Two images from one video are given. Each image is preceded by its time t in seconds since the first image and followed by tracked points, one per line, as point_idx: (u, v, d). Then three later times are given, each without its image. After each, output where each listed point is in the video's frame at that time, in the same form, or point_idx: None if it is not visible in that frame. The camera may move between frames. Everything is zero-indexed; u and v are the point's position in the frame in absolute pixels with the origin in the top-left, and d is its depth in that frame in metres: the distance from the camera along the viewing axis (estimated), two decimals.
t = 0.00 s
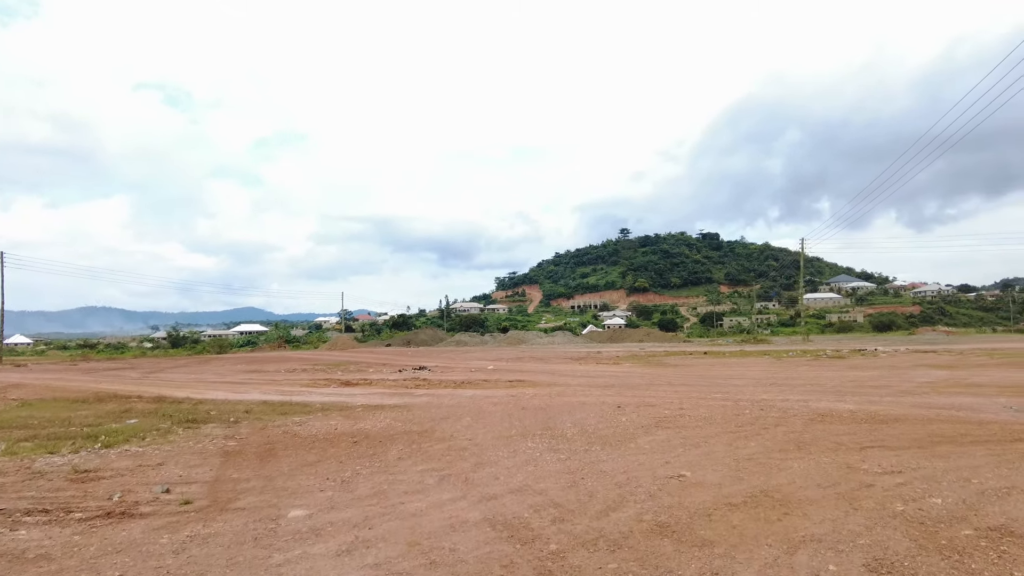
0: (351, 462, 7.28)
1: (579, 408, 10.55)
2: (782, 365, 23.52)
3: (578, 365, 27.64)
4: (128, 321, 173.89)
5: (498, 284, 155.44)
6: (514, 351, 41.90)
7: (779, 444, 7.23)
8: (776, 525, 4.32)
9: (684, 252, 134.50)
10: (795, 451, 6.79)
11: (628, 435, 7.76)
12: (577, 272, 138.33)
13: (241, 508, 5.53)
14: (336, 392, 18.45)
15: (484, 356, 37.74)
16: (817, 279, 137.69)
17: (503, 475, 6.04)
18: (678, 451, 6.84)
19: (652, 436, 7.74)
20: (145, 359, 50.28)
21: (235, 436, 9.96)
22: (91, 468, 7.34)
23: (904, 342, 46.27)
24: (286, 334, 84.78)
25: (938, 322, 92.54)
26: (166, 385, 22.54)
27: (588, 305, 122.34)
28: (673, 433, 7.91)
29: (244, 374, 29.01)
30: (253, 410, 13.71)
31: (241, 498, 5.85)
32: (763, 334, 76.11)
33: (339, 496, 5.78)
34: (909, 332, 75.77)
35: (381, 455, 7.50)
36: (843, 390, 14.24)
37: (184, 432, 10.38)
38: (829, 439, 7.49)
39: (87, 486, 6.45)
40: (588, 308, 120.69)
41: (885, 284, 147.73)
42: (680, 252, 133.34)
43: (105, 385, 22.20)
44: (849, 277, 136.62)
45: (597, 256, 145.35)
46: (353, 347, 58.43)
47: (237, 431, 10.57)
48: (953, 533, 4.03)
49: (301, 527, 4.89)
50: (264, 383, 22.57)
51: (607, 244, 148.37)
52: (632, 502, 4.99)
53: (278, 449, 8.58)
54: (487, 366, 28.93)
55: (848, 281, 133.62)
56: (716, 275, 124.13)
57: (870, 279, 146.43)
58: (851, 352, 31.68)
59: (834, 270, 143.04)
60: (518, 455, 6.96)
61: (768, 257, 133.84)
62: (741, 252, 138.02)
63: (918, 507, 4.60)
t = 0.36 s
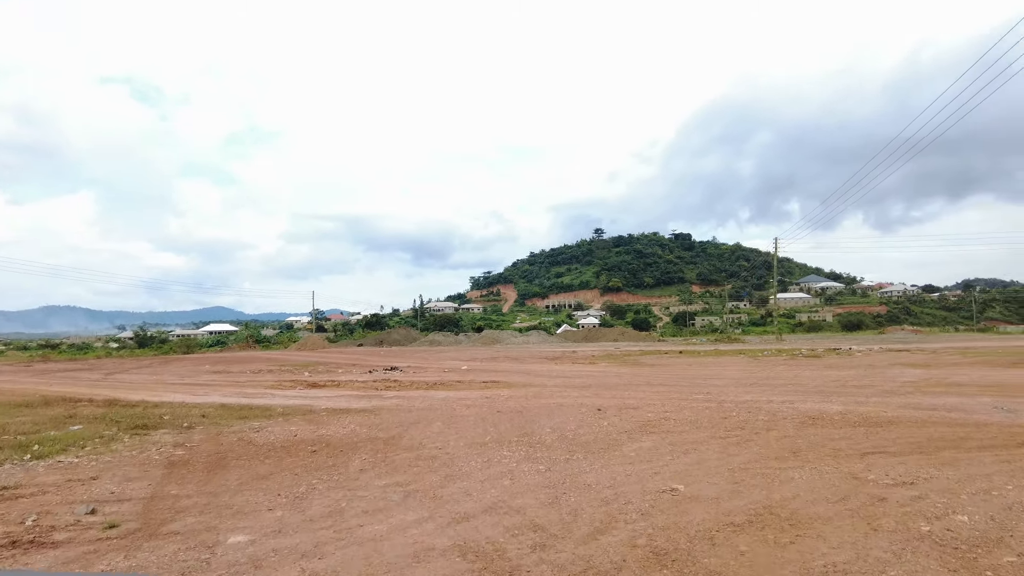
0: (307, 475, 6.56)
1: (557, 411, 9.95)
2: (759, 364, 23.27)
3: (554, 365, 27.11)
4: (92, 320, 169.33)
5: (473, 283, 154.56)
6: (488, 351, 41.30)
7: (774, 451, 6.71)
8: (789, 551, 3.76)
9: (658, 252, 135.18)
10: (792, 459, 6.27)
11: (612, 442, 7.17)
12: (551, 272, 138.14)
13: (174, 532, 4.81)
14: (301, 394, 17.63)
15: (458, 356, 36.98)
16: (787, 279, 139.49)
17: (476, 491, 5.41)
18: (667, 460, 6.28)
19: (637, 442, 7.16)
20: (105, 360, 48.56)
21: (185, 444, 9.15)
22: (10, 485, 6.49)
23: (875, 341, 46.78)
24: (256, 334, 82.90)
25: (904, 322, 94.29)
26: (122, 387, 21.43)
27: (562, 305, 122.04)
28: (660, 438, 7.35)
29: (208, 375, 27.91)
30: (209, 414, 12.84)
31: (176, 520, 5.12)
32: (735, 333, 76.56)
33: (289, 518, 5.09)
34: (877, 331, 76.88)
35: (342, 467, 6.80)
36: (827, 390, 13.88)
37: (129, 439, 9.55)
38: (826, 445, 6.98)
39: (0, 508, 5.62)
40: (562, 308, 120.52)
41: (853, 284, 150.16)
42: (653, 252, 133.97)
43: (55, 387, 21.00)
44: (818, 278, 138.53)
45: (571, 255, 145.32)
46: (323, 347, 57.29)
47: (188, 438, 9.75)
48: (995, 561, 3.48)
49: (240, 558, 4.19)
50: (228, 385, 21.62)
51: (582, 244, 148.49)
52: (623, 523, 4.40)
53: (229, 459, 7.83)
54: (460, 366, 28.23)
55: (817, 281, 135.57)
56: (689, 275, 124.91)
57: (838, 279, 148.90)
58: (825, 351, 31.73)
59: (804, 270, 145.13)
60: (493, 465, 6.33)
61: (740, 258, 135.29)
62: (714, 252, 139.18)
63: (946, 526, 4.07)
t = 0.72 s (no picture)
0: (252, 496, 5.81)
1: (531, 418, 9.37)
2: (731, 367, 23.03)
3: (523, 367, 26.57)
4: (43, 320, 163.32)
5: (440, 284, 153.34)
6: (456, 353, 40.60)
7: (768, 463, 6.20)
8: None
9: (624, 254, 135.98)
10: (790, 472, 5.78)
11: (593, 453, 6.58)
12: (519, 273, 137.87)
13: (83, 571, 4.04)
14: (258, 399, 16.72)
15: (424, 358, 36.21)
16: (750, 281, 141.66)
17: (444, 515, 4.75)
18: (656, 475, 5.70)
19: (620, 453, 6.59)
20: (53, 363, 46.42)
21: (119, 456, 8.28)
22: None
23: (838, 342, 47.37)
24: (215, 335, 80.58)
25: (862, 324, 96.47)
26: (65, 391, 20.17)
27: (529, 306, 121.75)
28: (644, 449, 6.79)
29: (161, 378, 26.62)
30: (155, 421, 11.87)
31: (89, 554, 4.35)
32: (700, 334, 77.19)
33: (224, 550, 4.35)
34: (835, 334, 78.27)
35: (292, 486, 6.06)
36: (804, 393, 13.57)
37: (57, 451, 8.61)
38: (821, 457, 6.49)
39: None
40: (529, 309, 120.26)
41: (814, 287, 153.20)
42: (620, 254, 134.72)
43: None
44: (780, 280, 141.01)
45: (539, 257, 145.25)
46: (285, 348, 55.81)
47: (125, 449, 8.86)
48: None
49: None
50: (181, 389, 20.54)
51: (549, 246, 148.56)
52: (614, 556, 3.78)
53: (167, 473, 7.02)
54: (426, 368, 27.44)
55: (779, 284, 138.00)
56: (654, 276, 125.89)
57: (799, 282, 151.90)
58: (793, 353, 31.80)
59: (766, 273, 147.63)
60: (462, 483, 5.70)
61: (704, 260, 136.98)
62: (679, 254, 140.61)
63: (983, 557, 3.56)
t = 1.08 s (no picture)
0: (203, 522, 5.13)
1: (511, 427, 8.81)
2: (707, 369, 22.84)
3: (498, 371, 25.99)
4: None
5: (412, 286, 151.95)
6: (428, 355, 39.85)
7: (772, 478, 5.73)
8: None
9: (597, 256, 136.37)
10: (799, 490, 5.30)
11: (582, 469, 6.05)
12: (492, 275, 137.26)
13: None
14: (219, 406, 15.87)
15: (396, 360, 35.42)
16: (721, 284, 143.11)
17: (421, 549, 4.17)
18: (654, 494, 5.18)
19: (612, 468, 6.08)
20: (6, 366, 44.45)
21: (57, 472, 7.48)
22: None
23: (808, 344, 47.77)
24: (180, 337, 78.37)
25: (828, 326, 98.10)
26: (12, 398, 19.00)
27: (502, 308, 121.26)
28: (637, 463, 6.28)
29: (119, 383, 25.43)
30: (104, 431, 11.01)
31: None
32: (671, 336, 77.49)
33: None
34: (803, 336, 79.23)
35: (250, 511, 5.40)
36: (788, 398, 13.25)
37: None
38: (825, 470, 6.06)
39: None
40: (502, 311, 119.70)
41: (782, 290, 155.35)
42: (592, 256, 135.04)
43: None
44: (749, 283, 142.81)
45: (512, 258, 144.85)
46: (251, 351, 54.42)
47: (67, 463, 8.05)
48: None
49: None
50: (139, 394, 19.54)
51: (522, 248, 148.33)
52: None
53: (109, 492, 6.30)
54: (397, 372, 26.68)
55: (747, 286, 139.80)
56: (626, 279, 126.37)
57: (768, 285, 154.15)
58: (766, 355, 31.97)
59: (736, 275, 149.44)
60: (441, 507, 5.11)
61: (674, 263, 138.08)
62: (650, 257, 141.48)
63: None
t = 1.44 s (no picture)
0: (112, 565, 4.36)
1: (476, 444, 8.16)
2: (675, 378, 22.49)
3: (462, 380, 25.25)
4: None
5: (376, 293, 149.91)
6: (392, 364, 38.84)
7: (762, 501, 5.22)
8: None
9: (563, 264, 136.56)
10: (794, 516, 4.78)
11: (554, 493, 5.45)
12: (458, 282, 136.23)
13: None
14: (164, 419, 14.84)
15: (358, 369, 34.42)
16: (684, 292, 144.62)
17: None
18: (636, 524, 4.60)
19: (587, 491, 5.49)
20: None
21: None
22: None
23: (772, 351, 48.21)
24: (133, 344, 75.46)
25: (789, 334, 99.77)
26: None
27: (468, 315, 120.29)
28: (615, 485, 5.70)
29: (59, 393, 23.94)
30: (27, 449, 9.99)
31: None
32: (636, 344, 77.57)
33: None
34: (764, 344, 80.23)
35: (171, 549, 4.65)
36: (761, 408, 12.87)
37: None
38: (818, 491, 5.57)
39: None
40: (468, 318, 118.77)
41: (744, 298, 157.72)
42: (558, 264, 135.19)
43: None
44: (712, 292, 144.65)
45: (478, 265, 144.08)
46: (207, 359, 52.53)
47: None
48: None
49: None
50: (77, 406, 18.27)
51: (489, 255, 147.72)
52: None
53: (11, 525, 5.45)
54: (359, 381, 25.72)
55: (710, 295, 141.56)
56: (591, 286, 126.71)
57: (730, 293, 156.47)
58: (734, 363, 31.93)
59: (699, 284, 151.27)
60: (394, 543, 4.43)
61: (639, 271, 139.18)
62: (616, 265, 142.30)
63: None
